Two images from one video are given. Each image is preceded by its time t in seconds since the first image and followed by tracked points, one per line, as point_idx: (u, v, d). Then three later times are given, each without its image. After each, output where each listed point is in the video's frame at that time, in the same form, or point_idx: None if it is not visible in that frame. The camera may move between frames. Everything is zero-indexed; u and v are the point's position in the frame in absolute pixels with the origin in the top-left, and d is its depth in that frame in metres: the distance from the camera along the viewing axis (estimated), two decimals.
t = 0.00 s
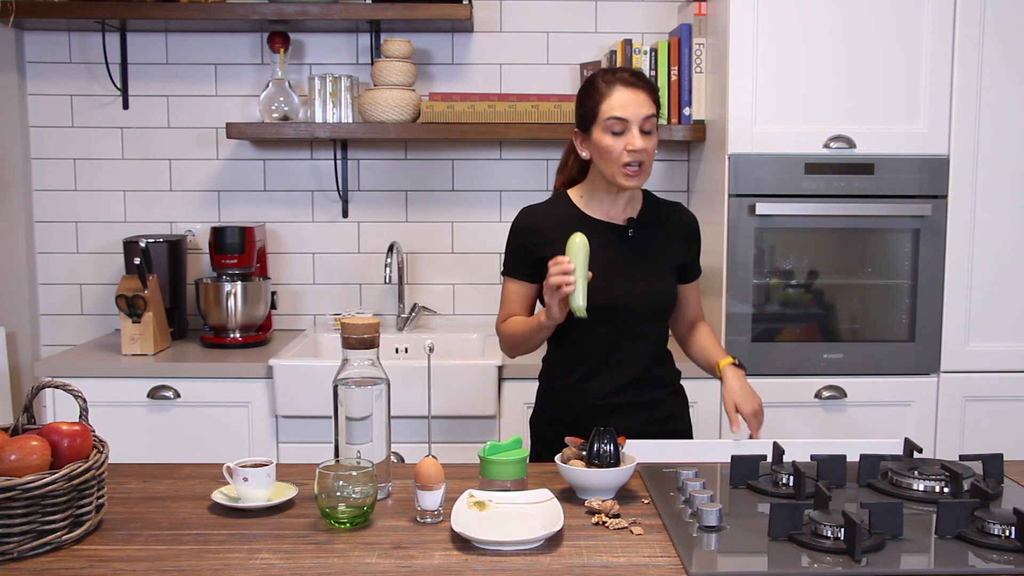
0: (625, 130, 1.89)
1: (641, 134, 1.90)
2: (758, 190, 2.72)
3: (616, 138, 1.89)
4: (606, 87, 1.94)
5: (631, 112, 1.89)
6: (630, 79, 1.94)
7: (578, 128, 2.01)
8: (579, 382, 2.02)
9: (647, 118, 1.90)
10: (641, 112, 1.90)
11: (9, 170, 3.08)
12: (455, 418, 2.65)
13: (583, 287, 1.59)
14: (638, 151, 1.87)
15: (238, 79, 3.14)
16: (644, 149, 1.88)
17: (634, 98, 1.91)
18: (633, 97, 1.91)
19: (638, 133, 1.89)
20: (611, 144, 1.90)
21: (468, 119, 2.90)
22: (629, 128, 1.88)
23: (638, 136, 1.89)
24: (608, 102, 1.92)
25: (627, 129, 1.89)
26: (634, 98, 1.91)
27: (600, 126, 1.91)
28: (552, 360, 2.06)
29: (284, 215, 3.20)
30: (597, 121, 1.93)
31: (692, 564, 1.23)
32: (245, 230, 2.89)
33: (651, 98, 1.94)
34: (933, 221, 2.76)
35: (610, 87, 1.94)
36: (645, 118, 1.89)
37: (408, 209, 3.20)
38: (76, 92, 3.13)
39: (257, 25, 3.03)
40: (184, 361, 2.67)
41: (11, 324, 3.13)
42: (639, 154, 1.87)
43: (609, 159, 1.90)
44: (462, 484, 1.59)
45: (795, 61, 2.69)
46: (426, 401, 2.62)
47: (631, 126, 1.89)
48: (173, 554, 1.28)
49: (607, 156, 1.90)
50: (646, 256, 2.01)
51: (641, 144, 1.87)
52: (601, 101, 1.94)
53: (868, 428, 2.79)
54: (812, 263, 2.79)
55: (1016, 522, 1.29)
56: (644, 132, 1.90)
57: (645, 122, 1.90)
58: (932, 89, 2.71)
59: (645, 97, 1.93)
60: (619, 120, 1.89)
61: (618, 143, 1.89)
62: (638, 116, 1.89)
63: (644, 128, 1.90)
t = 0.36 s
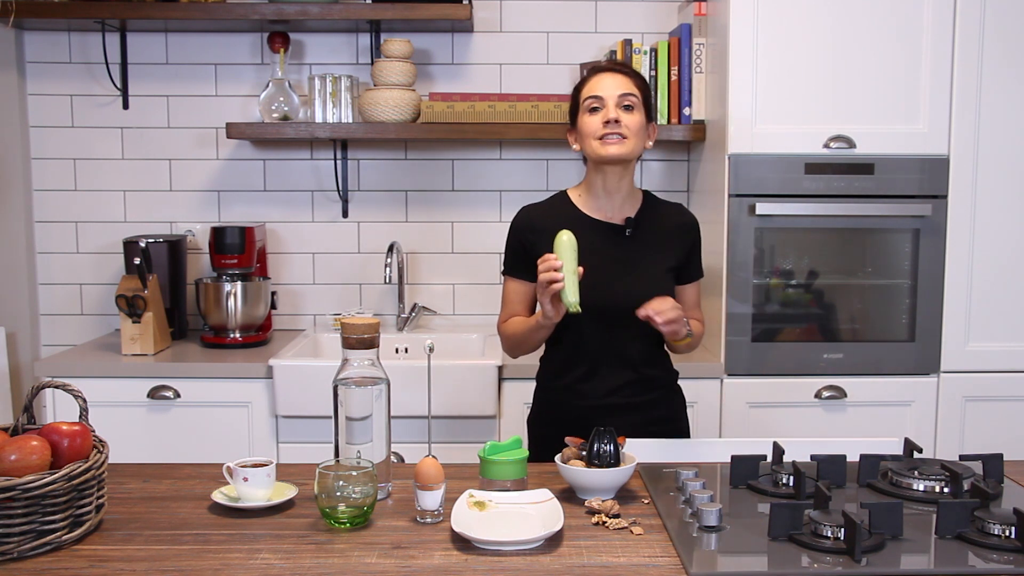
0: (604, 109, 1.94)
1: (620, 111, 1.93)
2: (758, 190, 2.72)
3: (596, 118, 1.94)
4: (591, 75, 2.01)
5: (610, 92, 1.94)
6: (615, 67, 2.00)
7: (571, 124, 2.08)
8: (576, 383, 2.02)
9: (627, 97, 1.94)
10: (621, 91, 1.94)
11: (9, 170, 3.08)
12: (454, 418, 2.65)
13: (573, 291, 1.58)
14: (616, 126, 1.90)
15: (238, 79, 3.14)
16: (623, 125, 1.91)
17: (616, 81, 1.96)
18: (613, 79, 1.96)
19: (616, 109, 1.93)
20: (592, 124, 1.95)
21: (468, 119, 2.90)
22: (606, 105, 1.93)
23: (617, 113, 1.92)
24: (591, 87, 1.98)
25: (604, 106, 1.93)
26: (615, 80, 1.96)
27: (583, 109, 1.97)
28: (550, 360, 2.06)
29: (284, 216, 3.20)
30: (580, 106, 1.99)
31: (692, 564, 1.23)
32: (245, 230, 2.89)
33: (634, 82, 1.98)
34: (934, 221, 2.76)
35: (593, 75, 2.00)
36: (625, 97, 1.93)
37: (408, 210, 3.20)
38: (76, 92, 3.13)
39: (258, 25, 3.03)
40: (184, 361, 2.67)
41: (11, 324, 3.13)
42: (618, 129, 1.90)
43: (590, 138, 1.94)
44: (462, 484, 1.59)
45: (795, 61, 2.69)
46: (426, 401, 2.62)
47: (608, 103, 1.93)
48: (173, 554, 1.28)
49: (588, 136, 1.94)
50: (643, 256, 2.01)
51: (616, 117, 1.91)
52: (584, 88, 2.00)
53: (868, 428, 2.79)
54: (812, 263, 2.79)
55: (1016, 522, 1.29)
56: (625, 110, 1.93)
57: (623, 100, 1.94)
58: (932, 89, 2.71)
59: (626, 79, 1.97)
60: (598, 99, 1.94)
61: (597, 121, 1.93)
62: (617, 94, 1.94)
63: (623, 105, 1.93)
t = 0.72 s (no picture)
0: (590, 113, 1.93)
1: (604, 115, 1.93)
2: (758, 190, 2.72)
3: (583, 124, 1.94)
4: (573, 80, 2.00)
5: (595, 96, 1.93)
6: (596, 68, 2.00)
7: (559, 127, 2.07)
8: (572, 383, 2.02)
9: (611, 99, 1.93)
10: (605, 93, 1.94)
11: (9, 170, 3.08)
12: (454, 418, 2.65)
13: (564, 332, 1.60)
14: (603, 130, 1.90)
15: (238, 79, 3.14)
16: (610, 128, 1.91)
17: (599, 83, 1.95)
18: (596, 82, 1.95)
19: (601, 114, 1.92)
20: (579, 130, 1.94)
21: (468, 119, 2.90)
22: (590, 111, 1.93)
23: (603, 117, 1.92)
24: (575, 92, 1.97)
25: (588, 112, 1.93)
26: (598, 83, 1.95)
27: (569, 115, 1.96)
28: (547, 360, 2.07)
29: (284, 215, 3.20)
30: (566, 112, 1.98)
31: (692, 564, 1.23)
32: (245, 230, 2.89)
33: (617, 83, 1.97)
34: (933, 221, 2.76)
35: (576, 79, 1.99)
36: (609, 100, 1.93)
37: (408, 209, 3.20)
38: (76, 92, 3.13)
39: (257, 25, 3.03)
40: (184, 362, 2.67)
41: (11, 324, 3.13)
42: (606, 133, 1.90)
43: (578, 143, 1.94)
44: (462, 484, 1.59)
45: (795, 60, 2.69)
46: (426, 401, 2.62)
47: (592, 109, 1.93)
48: (173, 553, 1.28)
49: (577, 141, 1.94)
50: (640, 255, 2.01)
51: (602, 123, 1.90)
52: (569, 92, 1.99)
53: (868, 427, 2.79)
54: (812, 263, 2.79)
55: (1016, 522, 1.29)
56: (610, 112, 1.93)
57: (607, 103, 1.93)
58: (932, 89, 2.71)
59: (609, 81, 1.97)
60: (583, 105, 1.93)
61: (585, 127, 1.93)
62: (601, 97, 1.93)
63: (607, 109, 1.93)
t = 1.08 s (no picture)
0: (583, 113, 1.93)
1: (598, 113, 1.93)
2: (758, 190, 2.72)
3: (577, 123, 1.94)
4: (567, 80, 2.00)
5: (588, 95, 1.94)
6: (589, 67, 2.00)
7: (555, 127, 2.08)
8: (571, 383, 2.02)
9: (604, 98, 1.93)
10: (599, 92, 1.94)
11: (9, 170, 3.08)
12: (454, 418, 2.65)
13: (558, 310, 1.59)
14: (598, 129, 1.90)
15: (238, 79, 3.14)
16: (604, 127, 1.91)
17: (592, 83, 1.95)
18: (589, 81, 1.95)
19: (594, 112, 1.93)
20: (574, 129, 1.94)
21: (468, 119, 2.90)
22: (583, 109, 1.93)
23: (596, 115, 1.92)
24: (569, 91, 1.97)
25: (581, 110, 1.93)
26: (591, 82, 1.96)
27: (563, 115, 1.96)
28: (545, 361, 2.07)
29: (284, 216, 3.20)
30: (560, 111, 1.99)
31: (692, 564, 1.23)
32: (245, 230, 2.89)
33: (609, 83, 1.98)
34: (933, 221, 2.76)
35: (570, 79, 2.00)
36: (603, 98, 1.93)
37: (408, 209, 3.20)
38: (76, 92, 3.13)
39: (257, 25, 3.03)
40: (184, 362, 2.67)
41: (11, 324, 3.13)
42: (600, 132, 1.90)
43: (572, 142, 1.94)
44: (462, 484, 1.59)
45: (795, 60, 2.69)
46: (426, 401, 2.62)
47: (586, 107, 1.93)
48: (173, 554, 1.28)
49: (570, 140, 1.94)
50: (637, 255, 2.01)
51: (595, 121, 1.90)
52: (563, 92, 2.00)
53: (868, 428, 2.79)
54: (812, 263, 2.79)
55: (1016, 522, 1.29)
56: (604, 111, 1.93)
57: (600, 101, 1.93)
58: (932, 89, 2.71)
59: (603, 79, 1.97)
60: (577, 104, 1.94)
61: (579, 126, 1.93)
62: (595, 96, 1.93)
63: (600, 107, 1.93)
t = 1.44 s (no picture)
0: (576, 114, 1.93)
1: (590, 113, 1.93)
2: (758, 190, 2.72)
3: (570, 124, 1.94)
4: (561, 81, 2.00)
5: (580, 96, 1.94)
6: (583, 67, 2.00)
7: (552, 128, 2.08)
8: (570, 384, 2.02)
9: (597, 99, 1.93)
10: (591, 93, 1.94)
11: (9, 170, 3.08)
12: (454, 418, 2.65)
13: (547, 313, 1.59)
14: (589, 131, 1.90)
15: (238, 79, 3.14)
16: (596, 129, 1.91)
17: (585, 83, 1.96)
18: (582, 82, 1.95)
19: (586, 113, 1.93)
20: (567, 131, 1.95)
21: (468, 119, 2.91)
22: (576, 110, 1.93)
23: (588, 116, 1.92)
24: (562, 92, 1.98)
25: (574, 111, 1.94)
26: (583, 83, 1.96)
27: (556, 117, 1.97)
28: (544, 362, 2.07)
29: (284, 216, 3.20)
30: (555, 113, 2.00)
31: (692, 564, 1.23)
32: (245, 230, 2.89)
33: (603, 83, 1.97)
34: (933, 221, 2.76)
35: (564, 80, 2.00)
36: (595, 99, 1.93)
37: (408, 209, 3.20)
38: (76, 92, 3.13)
39: (258, 25, 3.03)
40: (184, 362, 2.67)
41: (11, 324, 3.13)
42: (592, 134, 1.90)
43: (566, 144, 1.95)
44: (462, 484, 1.59)
45: (794, 60, 2.69)
46: (426, 401, 2.62)
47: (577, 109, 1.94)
48: (173, 554, 1.28)
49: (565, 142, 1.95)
50: (636, 256, 2.00)
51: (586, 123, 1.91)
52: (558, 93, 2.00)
53: (868, 428, 2.79)
54: (812, 263, 2.79)
55: (1016, 521, 1.29)
56: (596, 112, 1.93)
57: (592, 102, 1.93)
58: (932, 89, 2.71)
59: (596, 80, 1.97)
60: (569, 106, 1.94)
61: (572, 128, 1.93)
62: (587, 98, 1.93)
63: (592, 108, 1.93)
